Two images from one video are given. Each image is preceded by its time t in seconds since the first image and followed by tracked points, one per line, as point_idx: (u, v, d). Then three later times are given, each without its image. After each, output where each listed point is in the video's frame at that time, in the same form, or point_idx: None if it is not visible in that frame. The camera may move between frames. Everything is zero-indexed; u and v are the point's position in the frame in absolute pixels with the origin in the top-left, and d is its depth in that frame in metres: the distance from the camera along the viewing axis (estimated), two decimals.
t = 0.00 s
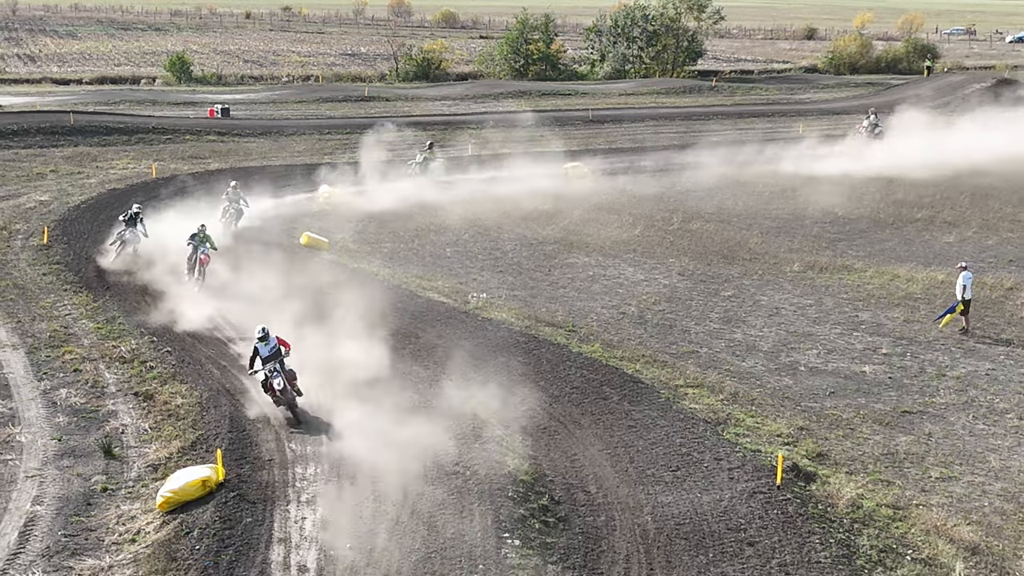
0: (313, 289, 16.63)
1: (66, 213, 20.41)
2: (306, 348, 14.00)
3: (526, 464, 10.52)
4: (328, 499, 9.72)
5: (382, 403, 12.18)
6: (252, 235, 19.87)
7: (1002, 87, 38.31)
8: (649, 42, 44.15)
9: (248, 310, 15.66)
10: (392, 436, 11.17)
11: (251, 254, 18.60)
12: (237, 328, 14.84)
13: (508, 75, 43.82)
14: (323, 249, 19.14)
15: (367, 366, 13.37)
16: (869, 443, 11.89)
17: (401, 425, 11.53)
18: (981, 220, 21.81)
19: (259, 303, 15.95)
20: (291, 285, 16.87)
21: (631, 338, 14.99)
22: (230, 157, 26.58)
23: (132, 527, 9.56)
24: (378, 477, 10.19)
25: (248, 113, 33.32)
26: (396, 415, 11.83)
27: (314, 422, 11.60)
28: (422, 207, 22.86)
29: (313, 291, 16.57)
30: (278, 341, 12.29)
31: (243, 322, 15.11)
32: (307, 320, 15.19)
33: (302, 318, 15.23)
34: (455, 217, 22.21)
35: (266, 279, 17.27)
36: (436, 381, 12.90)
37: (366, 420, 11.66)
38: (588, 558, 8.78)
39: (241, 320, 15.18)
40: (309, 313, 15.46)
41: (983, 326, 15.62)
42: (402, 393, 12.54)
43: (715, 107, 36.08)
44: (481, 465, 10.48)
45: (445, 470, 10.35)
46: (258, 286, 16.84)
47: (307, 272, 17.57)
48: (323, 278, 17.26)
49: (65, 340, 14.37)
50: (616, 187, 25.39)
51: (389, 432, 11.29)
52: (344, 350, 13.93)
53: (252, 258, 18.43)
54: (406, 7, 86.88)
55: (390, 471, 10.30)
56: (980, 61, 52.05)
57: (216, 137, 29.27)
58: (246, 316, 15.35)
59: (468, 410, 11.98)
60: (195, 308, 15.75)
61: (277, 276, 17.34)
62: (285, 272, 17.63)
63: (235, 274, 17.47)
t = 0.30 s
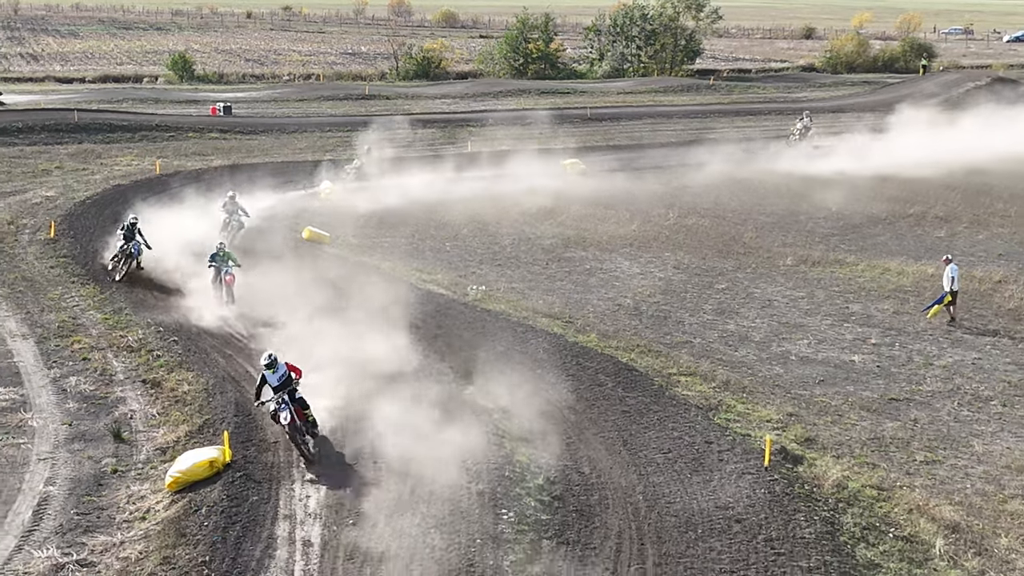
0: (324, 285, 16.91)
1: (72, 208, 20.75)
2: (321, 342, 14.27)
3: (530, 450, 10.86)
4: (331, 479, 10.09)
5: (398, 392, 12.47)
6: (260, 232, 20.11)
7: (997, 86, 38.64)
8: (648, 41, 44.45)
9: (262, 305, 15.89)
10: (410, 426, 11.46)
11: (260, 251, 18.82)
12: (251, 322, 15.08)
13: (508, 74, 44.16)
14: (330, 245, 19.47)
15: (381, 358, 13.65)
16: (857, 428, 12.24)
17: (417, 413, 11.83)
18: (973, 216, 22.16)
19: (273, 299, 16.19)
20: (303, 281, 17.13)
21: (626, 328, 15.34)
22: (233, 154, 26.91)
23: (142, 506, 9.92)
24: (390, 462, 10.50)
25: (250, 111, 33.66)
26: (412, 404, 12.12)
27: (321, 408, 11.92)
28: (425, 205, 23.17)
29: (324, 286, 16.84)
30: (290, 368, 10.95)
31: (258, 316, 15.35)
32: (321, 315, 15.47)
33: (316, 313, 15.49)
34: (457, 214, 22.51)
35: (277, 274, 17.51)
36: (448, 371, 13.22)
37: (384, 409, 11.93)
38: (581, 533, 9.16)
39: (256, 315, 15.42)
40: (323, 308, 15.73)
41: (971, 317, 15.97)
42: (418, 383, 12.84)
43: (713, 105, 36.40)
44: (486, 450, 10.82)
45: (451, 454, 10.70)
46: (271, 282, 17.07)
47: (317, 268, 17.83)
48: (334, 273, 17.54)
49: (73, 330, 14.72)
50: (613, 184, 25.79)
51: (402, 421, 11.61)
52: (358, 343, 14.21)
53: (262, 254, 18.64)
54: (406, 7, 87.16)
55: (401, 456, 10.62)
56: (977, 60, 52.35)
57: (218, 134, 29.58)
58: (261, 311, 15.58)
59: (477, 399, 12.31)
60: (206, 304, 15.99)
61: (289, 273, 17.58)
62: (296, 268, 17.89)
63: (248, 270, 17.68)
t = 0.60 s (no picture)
0: (334, 276, 17.32)
1: (80, 201, 21.26)
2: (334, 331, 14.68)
3: (532, 428, 11.34)
4: (336, 452, 10.64)
5: (410, 376, 12.89)
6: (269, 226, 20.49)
7: (990, 83, 39.11)
8: (645, 40, 44.86)
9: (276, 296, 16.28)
10: (424, 407, 11.87)
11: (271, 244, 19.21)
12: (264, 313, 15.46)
13: (507, 73, 44.71)
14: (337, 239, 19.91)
15: (392, 345, 14.08)
16: (839, 409, 12.75)
17: (427, 395, 12.27)
18: (960, 209, 22.68)
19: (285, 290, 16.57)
20: (314, 273, 17.51)
21: (619, 316, 15.86)
22: (236, 149, 27.41)
23: (156, 479, 10.46)
24: (400, 440, 10.96)
25: (252, 109, 34.16)
26: (425, 387, 12.53)
27: (329, 389, 12.42)
28: (428, 200, 23.66)
29: (335, 277, 17.25)
30: (290, 412, 9.76)
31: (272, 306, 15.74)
32: (334, 305, 15.87)
33: (329, 304, 15.89)
34: (459, 208, 23.04)
35: (288, 266, 17.89)
36: (456, 356, 13.66)
37: (398, 392, 12.35)
38: (572, 501, 9.70)
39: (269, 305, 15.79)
40: (335, 298, 16.15)
41: (954, 305, 16.50)
42: (430, 367, 13.26)
43: (709, 103, 36.89)
44: (490, 429, 11.30)
45: (455, 432, 11.20)
46: (283, 274, 17.46)
47: (326, 261, 18.22)
48: (343, 265, 17.95)
49: (84, 317, 15.25)
50: (609, 180, 26.35)
51: (413, 402, 12.04)
52: (369, 331, 14.62)
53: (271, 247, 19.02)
54: (407, 7, 87.57)
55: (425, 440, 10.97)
56: (971, 59, 52.82)
57: (222, 131, 30.06)
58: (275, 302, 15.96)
59: (482, 381, 12.77)
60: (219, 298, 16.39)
61: (300, 265, 17.97)
62: (306, 260, 18.28)
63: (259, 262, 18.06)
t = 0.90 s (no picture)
0: (346, 266, 17.81)
1: (91, 193, 21.90)
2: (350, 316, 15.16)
3: (535, 405, 11.94)
4: (341, 424, 11.32)
5: (425, 358, 13.41)
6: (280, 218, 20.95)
7: (981, 81, 39.73)
8: (643, 39, 45.40)
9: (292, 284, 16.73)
10: (438, 387, 12.38)
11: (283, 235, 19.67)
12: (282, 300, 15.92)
13: (506, 71, 45.32)
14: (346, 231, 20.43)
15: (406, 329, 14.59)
16: (819, 388, 13.42)
17: (439, 375, 12.81)
18: (947, 202, 23.29)
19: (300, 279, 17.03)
20: (327, 262, 17.98)
21: (612, 302, 16.52)
22: (241, 145, 28.05)
23: (172, 449, 11.13)
24: (411, 415, 11.54)
25: (256, 106, 34.79)
26: (439, 368, 13.04)
27: (339, 369, 13.03)
28: (432, 193, 24.26)
29: (347, 267, 17.73)
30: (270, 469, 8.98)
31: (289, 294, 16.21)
32: (348, 292, 16.35)
33: (343, 291, 16.37)
34: (462, 201, 23.67)
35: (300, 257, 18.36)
36: (467, 339, 14.20)
37: (412, 373, 12.88)
38: (569, 468, 10.32)
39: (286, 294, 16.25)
40: (348, 286, 16.63)
41: (934, 293, 17.15)
42: (444, 349, 13.76)
43: (705, 100, 37.49)
44: (494, 405, 11.90)
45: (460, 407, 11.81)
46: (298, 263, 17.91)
47: (337, 250, 18.70)
48: (354, 255, 18.45)
49: (99, 302, 15.90)
50: (605, 175, 26.92)
51: (426, 381, 12.59)
52: (384, 317, 15.12)
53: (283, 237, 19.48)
54: (407, 7, 88.08)
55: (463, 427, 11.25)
56: (965, 57, 53.40)
57: (226, 127, 30.65)
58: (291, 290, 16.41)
59: (489, 361, 13.34)
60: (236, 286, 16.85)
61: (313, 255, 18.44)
62: (317, 250, 18.75)
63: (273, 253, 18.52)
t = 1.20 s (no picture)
0: (363, 257, 18.35)
1: (103, 186, 22.63)
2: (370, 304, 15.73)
3: (546, 387, 12.59)
4: (349, 396, 12.10)
5: (443, 343, 14.01)
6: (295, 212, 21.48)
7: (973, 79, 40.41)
8: (640, 38, 46.06)
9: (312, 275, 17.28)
10: (455, 371, 12.97)
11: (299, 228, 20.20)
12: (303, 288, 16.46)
13: (506, 70, 46.02)
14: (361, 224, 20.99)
15: (424, 316, 15.17)
16: (800, 367, 14.19)
17: (457, 359, 13.41)
18: (933, 196, 23.96)
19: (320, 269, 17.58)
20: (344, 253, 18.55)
21: (606, 288, 17.28)
22: (247, 140, 28.78)
23: (191, 419, 11.90)
24: (433, 395, 12.15)
25: (260, 103, 35.51)
26: (456, 353, 13.63)
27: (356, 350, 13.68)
28: (436, 187, 24.86)
29: (364, 258, 18.27)
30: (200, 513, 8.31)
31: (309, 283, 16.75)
32: (365, 282, 16.90)
33: (361, 281, 16.95)
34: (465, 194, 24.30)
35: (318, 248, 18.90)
36: (483, 326, 14.78)
37: (431, 356, 13.49)
38: (579, 442, 10.99)
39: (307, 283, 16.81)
40: (365, 276, 17.20)
41: (911, 279, 17.92)
42: (461, 335, 14.34)
43: (701, 97, 38.19)
44: (507, 386, 12.51)
45: (469, 386, 12.47)
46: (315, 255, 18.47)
47: (353, 242, 19.27)
48: (370, 246, 19.00)
49: (115, 287, 16.66)
50: (601, 169, 27.43)
51: (456, 368, 13.06)
52: (402, 304, 15.69)
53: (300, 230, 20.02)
54: (408, 6, 88.63)
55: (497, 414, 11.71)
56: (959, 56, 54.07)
57: (231, 123, 31.33)
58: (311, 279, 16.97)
59: (502, 346, 13.95)
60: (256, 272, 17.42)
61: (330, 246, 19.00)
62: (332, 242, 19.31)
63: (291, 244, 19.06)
